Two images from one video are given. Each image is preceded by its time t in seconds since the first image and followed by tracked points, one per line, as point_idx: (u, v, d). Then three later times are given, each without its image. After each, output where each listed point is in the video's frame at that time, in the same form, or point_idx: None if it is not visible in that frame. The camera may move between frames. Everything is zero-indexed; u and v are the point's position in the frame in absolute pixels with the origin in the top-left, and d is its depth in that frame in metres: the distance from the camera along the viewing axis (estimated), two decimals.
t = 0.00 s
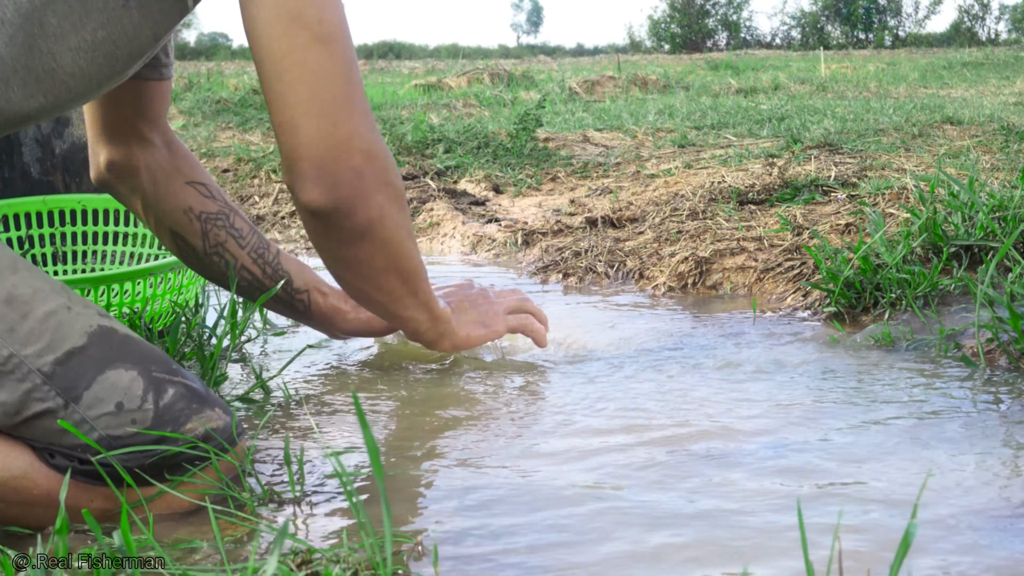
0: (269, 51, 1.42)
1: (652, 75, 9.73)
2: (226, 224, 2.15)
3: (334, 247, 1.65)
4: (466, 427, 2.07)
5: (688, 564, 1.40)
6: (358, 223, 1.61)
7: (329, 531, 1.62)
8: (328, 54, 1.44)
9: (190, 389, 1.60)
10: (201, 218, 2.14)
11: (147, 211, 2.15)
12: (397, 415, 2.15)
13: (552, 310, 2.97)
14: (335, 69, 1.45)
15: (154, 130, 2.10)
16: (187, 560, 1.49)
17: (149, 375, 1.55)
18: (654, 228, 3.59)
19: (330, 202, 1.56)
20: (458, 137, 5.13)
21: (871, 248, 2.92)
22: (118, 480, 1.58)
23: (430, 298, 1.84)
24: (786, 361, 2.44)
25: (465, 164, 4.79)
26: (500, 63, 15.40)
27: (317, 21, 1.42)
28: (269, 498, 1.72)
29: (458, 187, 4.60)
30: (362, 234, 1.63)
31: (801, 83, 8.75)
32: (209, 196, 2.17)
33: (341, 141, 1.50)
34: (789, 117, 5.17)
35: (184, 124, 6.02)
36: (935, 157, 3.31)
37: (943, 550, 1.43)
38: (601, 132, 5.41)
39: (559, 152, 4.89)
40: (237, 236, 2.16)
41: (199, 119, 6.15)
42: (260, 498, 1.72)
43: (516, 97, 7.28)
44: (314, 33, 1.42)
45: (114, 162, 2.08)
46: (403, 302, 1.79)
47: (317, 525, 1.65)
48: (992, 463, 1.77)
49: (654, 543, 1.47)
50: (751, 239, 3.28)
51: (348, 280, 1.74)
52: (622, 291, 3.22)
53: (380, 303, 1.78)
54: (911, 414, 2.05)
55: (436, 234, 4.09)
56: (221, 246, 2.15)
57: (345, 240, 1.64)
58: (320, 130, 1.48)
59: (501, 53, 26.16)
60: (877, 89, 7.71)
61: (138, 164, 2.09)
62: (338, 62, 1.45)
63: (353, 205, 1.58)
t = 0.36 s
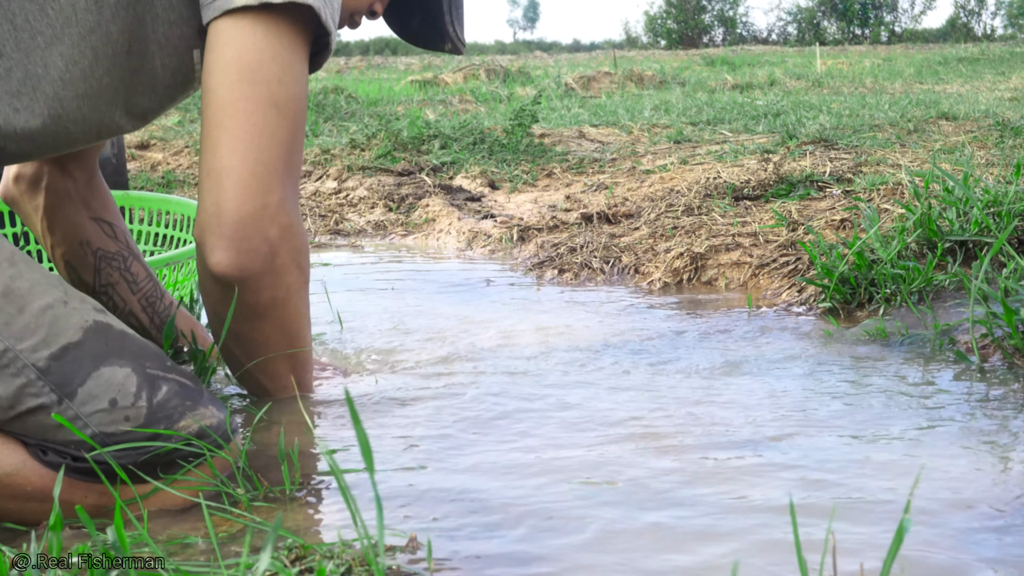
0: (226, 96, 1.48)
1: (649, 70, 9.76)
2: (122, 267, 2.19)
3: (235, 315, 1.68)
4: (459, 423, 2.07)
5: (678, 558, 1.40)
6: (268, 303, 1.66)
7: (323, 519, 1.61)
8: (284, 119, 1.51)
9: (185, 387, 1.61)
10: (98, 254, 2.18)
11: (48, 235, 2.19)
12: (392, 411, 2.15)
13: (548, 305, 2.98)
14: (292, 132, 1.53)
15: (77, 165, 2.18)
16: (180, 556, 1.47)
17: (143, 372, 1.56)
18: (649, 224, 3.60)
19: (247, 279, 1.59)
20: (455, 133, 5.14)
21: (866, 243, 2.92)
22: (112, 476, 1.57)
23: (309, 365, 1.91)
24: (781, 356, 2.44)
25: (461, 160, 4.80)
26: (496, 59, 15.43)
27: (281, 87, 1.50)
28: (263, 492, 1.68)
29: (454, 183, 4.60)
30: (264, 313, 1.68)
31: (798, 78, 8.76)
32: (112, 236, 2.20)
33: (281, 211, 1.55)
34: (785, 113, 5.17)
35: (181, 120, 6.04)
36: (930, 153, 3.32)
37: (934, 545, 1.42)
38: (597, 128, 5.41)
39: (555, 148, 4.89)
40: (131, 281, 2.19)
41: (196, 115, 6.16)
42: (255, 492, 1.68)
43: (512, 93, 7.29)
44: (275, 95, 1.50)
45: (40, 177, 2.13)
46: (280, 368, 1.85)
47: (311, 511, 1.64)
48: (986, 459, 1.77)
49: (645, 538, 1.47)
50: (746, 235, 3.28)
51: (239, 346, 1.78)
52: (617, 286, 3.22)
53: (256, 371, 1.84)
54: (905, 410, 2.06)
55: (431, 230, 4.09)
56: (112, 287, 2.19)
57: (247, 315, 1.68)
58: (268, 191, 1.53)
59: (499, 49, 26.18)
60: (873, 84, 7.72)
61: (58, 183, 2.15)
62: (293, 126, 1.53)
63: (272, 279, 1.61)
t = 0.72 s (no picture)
0: (203, 152, 1.46)
1: (649, 69, 9.76)
2: (117, 290, 2.13)
3: (226, 350, 1.69)
4: (458, 422, 2.06)
5: (678, 558, 1.39)
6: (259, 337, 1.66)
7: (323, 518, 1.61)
8: (263, 168, 1.49)
9: (172, 385, 1.61)
10: (91, 283, 2.13)
11: (45, 274, 2.16)
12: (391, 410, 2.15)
13: (547, 303, 2.98)
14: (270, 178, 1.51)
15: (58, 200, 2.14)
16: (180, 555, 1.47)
17: (129, 374, 1.56)
18: (649, 222, 3.60)
19: (240, 320, 1.60)
20: (454, 132, 5.14)
21: (865, 242, 2.92)
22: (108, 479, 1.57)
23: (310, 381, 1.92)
24: (780, 355, 2.44)
25: (460, 158, 4.80)
26: (496, 58, 15.45)
27: (258, 137, 1.48)
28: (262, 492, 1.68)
29: (453, 182, 4.61)
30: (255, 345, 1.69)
31: (797, 77, 8.76)
32: (105, 263, 2.16)
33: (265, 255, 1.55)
34: (784, 112, 5.17)
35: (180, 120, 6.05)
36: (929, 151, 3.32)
37: (934, 545, 1.42)
38: (597, 127, 5.41)
39: (555, 147, 4.89)
40: (129, 303, 2.13)
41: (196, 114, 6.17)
42: (254, 491, 1.68)
43: (512, 91, 7.29)
44: (255, 147, 1.47)
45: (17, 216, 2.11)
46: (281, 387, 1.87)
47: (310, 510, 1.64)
48: (984, 457, 1.77)
49: (644, 537, 1.47)
50: (746, 234, 3.28)
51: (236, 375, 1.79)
52: (616, 285, 3.23)
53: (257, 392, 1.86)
54: (904, 408, 2.05)
55: (431, 228, 4.10)
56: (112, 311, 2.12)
57: (239, 349, 1.68)
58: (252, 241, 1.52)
59: (498, 48, 26.21)
60: (872, 83, 7.74)
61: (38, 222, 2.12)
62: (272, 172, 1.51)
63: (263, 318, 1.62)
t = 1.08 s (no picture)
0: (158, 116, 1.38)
1: (647, 67, 9.76)
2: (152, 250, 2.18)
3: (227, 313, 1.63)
4: (455, 420, 2.06)
5: (675, 557, 1.39)
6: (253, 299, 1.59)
7: (321, 517, 1.61)
8: (214, 127, 1.40)
9: (170, 382, 1.60)
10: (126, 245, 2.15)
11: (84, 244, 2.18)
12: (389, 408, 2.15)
13: (544, 302, 2.98)
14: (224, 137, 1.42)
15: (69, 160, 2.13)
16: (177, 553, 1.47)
17: (125, 372, 1.55)
18: (647, 221, 3.60)
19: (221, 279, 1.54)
20: (452, 130, 5.15)
21: (863, 241, 2.92)
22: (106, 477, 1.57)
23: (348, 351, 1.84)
24: (778, 354, 2.44)
25: (459, 157, 4.81)
26: (495, 58, 15.47)
27: (206, 93, 1.38)
28: (259, 489, 1.68)
29: (452, 181, 4.61)
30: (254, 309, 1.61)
31: (796, 75, 8.77)
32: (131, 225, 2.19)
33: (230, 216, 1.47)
34: (783, 110, 5.17)
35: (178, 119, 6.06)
36: (928, 150, 3.32)
37: (931, 544, 1.42)
38: (595, 125, 5.42)
39: (553, 145, 4.89)
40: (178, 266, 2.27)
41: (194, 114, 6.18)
42: (250, 489, 1.68)
43: (510, 90, 7.29)
44: (202, 106, 1.38)
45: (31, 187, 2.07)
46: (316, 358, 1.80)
47: (309, 511, 1.63)
48: (980, 456, 1.77)
49: (641, 537, 1.46)
50: (744, 232, 3.28)
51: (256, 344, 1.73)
52: (615, 283, 3.23)
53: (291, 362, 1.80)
54: (902, 407, 2.05)
55: (430, 227, 4.10)
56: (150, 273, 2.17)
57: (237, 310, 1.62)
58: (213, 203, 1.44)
59: (497, 46, 26.24)
60: (871, 82, 7.75)
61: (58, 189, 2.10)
62: (227, 129, 1.42)
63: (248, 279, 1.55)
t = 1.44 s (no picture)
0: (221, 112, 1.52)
1: (646, 67, 9.76)
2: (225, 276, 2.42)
3: (306, 297, 1.78)
4: (453, 421, 2.06)
5: (672, 558, 1.39)
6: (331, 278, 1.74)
7: (319, 518, 1.60)
8: (282, 121, 1.55)
9: (169, 381, 1.59)
10: (201, 269, 2.39)
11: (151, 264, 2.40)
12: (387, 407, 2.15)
13: (542, 303, 2.98)
14: (290, 128, 1.56)
15: (151, 181, 2.37)
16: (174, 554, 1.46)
17: (124, 371, 1.55)
18: (645, 222, 3.60)
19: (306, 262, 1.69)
20: (451, 131, 5.15)
21: (861, 242, 2.92)
22: (105, 476, 1.57)
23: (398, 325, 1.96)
24: (775, 355, 2.44)
25: (457, 158, 4.81)
26: (493, 57, 15.49)
27: (270, 91, 1.52)
28: (256, 491, 1.67)
29: (450, 181, 4.61)
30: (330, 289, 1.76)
31: (795, 76, 8.76)
32: (208, 247, 2.42)
33: (305, 200, 1.62)
34: (781, 111, 5.17)
35: (177, 120, 6.07)
36: (926, 151, 3.32)
37: (929, 546, 1.41)
38: (594, 126, 5.42)
39: (551, 146, 4.89)
40: (237, 286, 2.44)
41: (192, 114, 6.19)
42: (248, 492, 1.68)
43: (509, 91, 7.30)
44: (270, 104, 1.53)
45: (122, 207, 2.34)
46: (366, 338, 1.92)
47: (307, 511, 1.63)
48: (978, 458, 1.76)
49: (638, 538, 1.46)
50: (742, 233, 3.28)
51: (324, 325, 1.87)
52: (613, 284, 3.23)
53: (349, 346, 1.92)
54: (901, 409, 2.05)
55: (428, 228, 4.10)
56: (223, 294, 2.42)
57: (318, 294, 1.76)
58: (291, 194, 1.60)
59: (496, 47, 26.26)
60: (870, 83, 7.74)
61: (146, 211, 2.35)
62: (292, 120, 1.56)
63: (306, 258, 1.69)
